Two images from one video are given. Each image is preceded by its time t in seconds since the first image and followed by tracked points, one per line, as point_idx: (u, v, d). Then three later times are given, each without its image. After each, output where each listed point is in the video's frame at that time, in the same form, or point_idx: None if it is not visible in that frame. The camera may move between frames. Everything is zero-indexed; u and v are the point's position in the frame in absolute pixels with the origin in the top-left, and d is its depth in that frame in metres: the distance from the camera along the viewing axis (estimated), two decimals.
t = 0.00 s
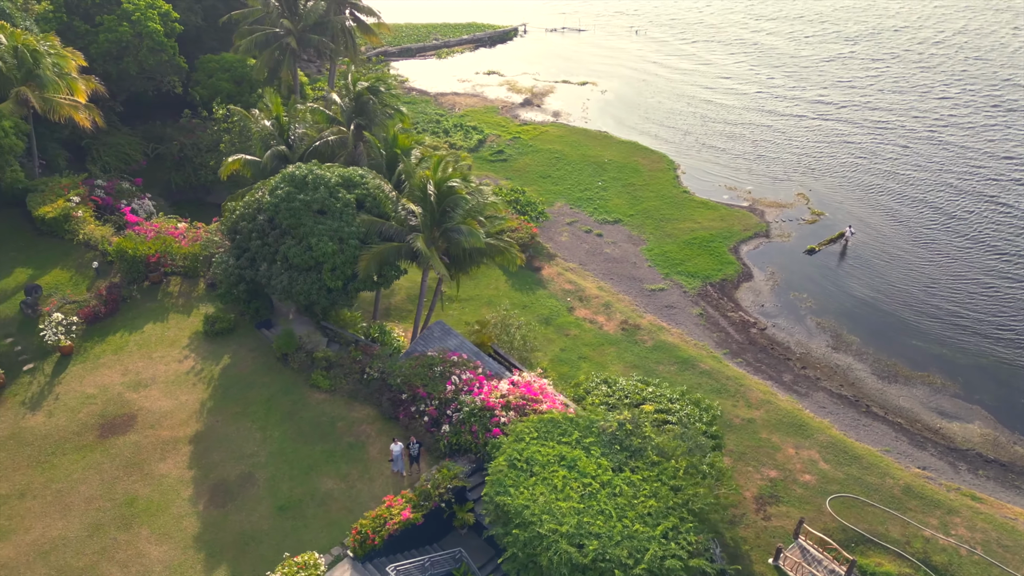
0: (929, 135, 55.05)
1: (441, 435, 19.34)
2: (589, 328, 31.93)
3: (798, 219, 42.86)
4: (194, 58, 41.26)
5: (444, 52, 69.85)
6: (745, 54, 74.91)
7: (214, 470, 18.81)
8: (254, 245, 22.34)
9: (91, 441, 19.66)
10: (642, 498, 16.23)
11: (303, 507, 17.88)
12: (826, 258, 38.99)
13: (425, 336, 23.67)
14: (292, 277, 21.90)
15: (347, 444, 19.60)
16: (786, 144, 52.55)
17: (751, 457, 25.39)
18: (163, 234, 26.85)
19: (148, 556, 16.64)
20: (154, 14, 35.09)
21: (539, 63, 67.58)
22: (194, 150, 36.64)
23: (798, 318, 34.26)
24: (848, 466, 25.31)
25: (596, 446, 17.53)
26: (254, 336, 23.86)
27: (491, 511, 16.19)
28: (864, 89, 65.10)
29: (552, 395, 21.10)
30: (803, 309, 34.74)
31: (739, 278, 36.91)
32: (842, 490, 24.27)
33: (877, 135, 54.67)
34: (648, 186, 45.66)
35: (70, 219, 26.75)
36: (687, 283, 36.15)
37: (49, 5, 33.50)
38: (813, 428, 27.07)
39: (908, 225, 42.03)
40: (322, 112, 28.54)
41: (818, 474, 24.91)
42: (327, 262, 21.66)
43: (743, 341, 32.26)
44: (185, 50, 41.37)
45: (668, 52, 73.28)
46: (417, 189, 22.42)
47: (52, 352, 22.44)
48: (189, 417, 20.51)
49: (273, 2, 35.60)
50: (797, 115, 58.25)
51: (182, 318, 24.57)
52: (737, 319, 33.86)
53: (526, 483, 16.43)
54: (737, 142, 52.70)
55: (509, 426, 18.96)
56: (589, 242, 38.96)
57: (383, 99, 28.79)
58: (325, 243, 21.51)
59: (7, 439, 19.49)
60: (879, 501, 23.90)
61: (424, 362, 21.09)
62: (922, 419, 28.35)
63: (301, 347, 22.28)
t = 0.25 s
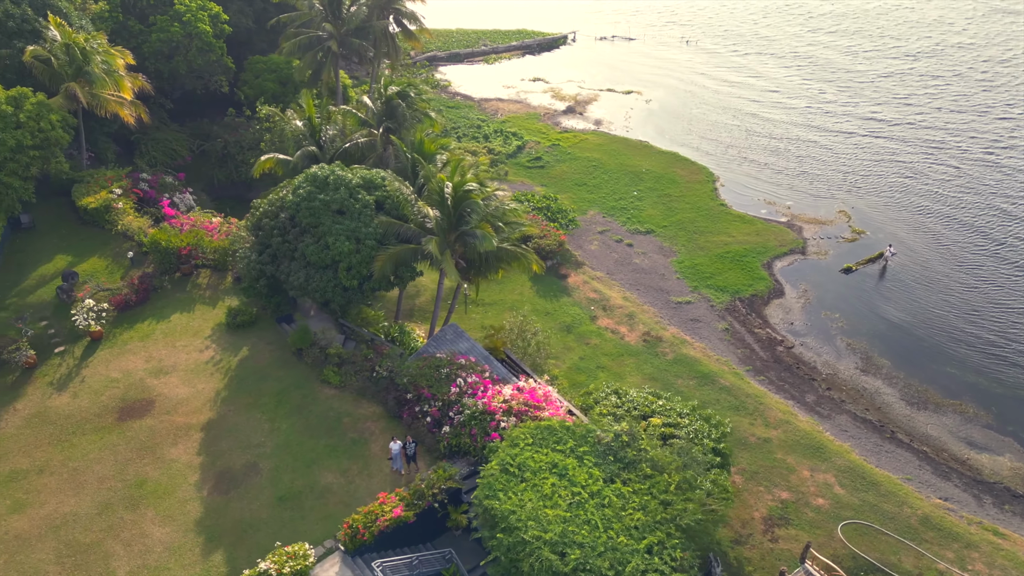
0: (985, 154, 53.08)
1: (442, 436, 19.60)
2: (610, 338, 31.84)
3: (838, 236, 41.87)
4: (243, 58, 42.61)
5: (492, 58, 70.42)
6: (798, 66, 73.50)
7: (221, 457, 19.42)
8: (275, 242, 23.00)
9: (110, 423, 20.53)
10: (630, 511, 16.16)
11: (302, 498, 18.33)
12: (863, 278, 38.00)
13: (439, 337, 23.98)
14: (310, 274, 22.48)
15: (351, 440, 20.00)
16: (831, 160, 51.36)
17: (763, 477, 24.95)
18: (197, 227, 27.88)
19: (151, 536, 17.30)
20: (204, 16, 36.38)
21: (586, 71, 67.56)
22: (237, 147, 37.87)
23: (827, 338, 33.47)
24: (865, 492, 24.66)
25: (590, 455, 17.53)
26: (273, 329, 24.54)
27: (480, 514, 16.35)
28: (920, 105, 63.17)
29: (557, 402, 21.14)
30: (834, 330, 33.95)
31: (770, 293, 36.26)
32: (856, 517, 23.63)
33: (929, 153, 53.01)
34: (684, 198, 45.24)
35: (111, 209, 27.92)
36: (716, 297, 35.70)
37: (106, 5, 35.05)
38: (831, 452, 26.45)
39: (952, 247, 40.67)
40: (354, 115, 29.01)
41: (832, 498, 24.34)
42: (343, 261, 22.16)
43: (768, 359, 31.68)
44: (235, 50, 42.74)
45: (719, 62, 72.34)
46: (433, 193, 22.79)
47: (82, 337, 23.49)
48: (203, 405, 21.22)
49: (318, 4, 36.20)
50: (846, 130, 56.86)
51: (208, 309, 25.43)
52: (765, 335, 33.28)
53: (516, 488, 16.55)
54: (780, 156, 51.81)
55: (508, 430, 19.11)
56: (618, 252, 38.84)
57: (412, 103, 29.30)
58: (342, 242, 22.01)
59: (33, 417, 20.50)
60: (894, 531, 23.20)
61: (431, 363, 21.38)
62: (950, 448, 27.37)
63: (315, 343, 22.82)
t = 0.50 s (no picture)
0: None
1: (442, 437, 19.82)
2: (628, 347, 31.72)
3: (872, 254, 40.91)
4: (283, 60, 43.70)
5: (532, 64, 70.77)
6: (845, 78, 72.04)
7: (228, 448, 19.98)
8: (293, 240, 23.54)
9: (127, 410, 21.28)
10: (618, 522, 16.11)
11: (301, 492, 18.74)
12: (894, 297, 37.06)
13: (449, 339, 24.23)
14: (324, 273, 22.96)
15: (354, 438, 20.37)
16: (871, 175, 50.19)
17: (773, 496, 24.56)
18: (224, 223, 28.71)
19: (154, 521, 17.89)
20: (245, 19, 37.41)
21: (626, 79, 67.34)
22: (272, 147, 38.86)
23: (852, 357, 32.73)
24: (877, 517, 24.08)
25: (584, 464, 17.54)
26: (290, 326, 25.13)
27: (469, 517, 16.51)
28: (970, 121, 61.30)
29: (560, 409, 21.16)
30: (860, 349, 33.19)
31: (796, 309, 35.63)
32: (865, 542, 23.10)
33: (975, 171, 51.42)
34: (716, 209, 44.76)
35: (144, 204, 28.92)
36: (740, 311, 35.24)
37: (152, 6, 36.31)
38: (846, 473, 25.89)
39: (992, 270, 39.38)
40: (382, 118, 29.31)
41: (842, 520, 23.83)
42: (356, 261, 22.58)
43: (788, 376, 31.13)
44: (276, 52, 43.84)
45: (762, 72, 71.28)
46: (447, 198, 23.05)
47: (108, 325, 24.38)
48: (216, 396, 21.86)
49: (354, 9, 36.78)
50: (890, 144, 55.52)
51: (229, 302, 26.17)
52: (787, 351, 32.73)
53: (506, 493, 16.67)
54: (818, 170, 50.86)
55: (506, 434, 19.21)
56: (643, 262, 38.65)
57: (438, 107, 29.56)
58: (356, 243, 22.42)
59: (55, 401, 21.38)
60: (904, 559, 22.60)
61: (437, 365, 21.64)
62: (972, 476, 26.51)
63: (326, 340, 23.29)
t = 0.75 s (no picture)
0: None
1: (441, 439, 20.07)
2: (647, 359, 31.51)
3: (911, 275, 39.71)
4: (326, 62, 44.76)
5: (578, 71, 70.82)
6: (900, 94, 70.04)
7: (236, 438, 20.60)
8: (312, 239, 24.12)
9: (145, 396, 22.12)
10: (603, 533, 16.08)
11: (301, 485, 19.21)
12: (931, 321, 35.89)
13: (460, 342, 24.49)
14: (340, 273, 23.46)
15: (357, 435, 20.77)
16: (918, 194, 48.67)
17: (782, 517, 24.08)
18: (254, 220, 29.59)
19: (159, 505, 18.57)
20: (289, 22, 38.48)
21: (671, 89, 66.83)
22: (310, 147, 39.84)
23: (880, 380, 31.80)
24: (889, 546, 23.40)
25: (575, 474, 17.55)
26: (308, 322, 25.75)
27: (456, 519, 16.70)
28: None
29: (562, 418, 21.16)
30: (889, 372, 32.22)
31: (826, 329, 34.81)
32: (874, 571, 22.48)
33: None
34: (751, 223, 44.08)
35: (180, 199, 29.99)
36: (766, 327, 34.63)
37: (201, 9, 37.66)
38: (861, 499, 25.21)
39: None
40: (410, 122, 29.74)
41: (852, 547, 23.23)
42: (371, 262, 23.01)
43: (810, 396, 30.42)
44: (320, 54, 44.93)
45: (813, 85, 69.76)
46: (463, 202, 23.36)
47: (137, 314, 25.37)
48: (230, 387, 22.56)
49: (393, 15, 37.25)
50: (941, 163, 53.76)
51: (253, 297, 26.94)
52: (812, 371, 32.00)
53: (494, 497, 16.80)
54: (862, 187, 49.58)
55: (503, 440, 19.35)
56: (671, 273, 38.34)
57: (465, 113, 29.90)
58: (371, 245, 22.86)
59: (80, 384, 22.37)
60: None
61: (443, 367, 21.92)
62: (997, 510, 25.50)
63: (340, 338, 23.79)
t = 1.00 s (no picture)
0: None
1: (441, 441, 20.27)
2: (663, 370, 31.28)
3: (946, 295, 38.58)
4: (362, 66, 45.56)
5: (616, 79, 70.67)
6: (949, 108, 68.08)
7: (243, 431, 21.12)
8: (328, 239, 24.60)
9: (161, 386, 22.84)
10: (589, 542, 16.06)
11: (301, 479, 19.60)
12: (963, 344, 34.82)
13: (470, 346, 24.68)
14: (353, 273, 23.88)
15: (360, 433, 21.10)
16: (960, 212, 47.25)
17: (788, 537, 23.67)
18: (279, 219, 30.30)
19: (164, 492, 19.17)
20: (325, 26, 39.28)
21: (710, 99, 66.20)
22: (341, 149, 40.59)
23: (904, 402, 30.94)
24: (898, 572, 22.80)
25: (567, 482, 17.57)
26: (323, 320, 26.24)
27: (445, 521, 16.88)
28: None
29: (563, 426, 21.17)
30: (914, 394, 31.35)
31: (851, 347, 34.03)
32: None
33: None
34: (781, 237, 43.38)
35: (209, 196, 30.87)
36: (788, 343, 34.03)
37: (241, 12, 38.73)
38: (872, 523, 24.63)
39: None
40: (434, 127, 30.10)
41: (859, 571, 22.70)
42: (383, 263, 23.38)
43: (829, 415, 29.77)
44: (356, 58, 45.76)
45: (857, 96, 68.23)
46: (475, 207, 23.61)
47: (160, 306, 26.20)
48: (243, 381, 23.15)
49: (425, 21, 37.68)
50: (987, 181, 52.08)
51: (272, 294, 27.57)
52: (833, 390, 31.32)
53: (484, 501, 16.95)
54: (901, 203, 48.34)
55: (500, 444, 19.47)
56: (695, 285, 37.98)
57: (488, 119, 30.13)
58: (383, 246, 23.23)
59: (101, 372, 23.21)
60: None
61: (448, 370, 22.13)
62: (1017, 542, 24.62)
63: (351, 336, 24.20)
